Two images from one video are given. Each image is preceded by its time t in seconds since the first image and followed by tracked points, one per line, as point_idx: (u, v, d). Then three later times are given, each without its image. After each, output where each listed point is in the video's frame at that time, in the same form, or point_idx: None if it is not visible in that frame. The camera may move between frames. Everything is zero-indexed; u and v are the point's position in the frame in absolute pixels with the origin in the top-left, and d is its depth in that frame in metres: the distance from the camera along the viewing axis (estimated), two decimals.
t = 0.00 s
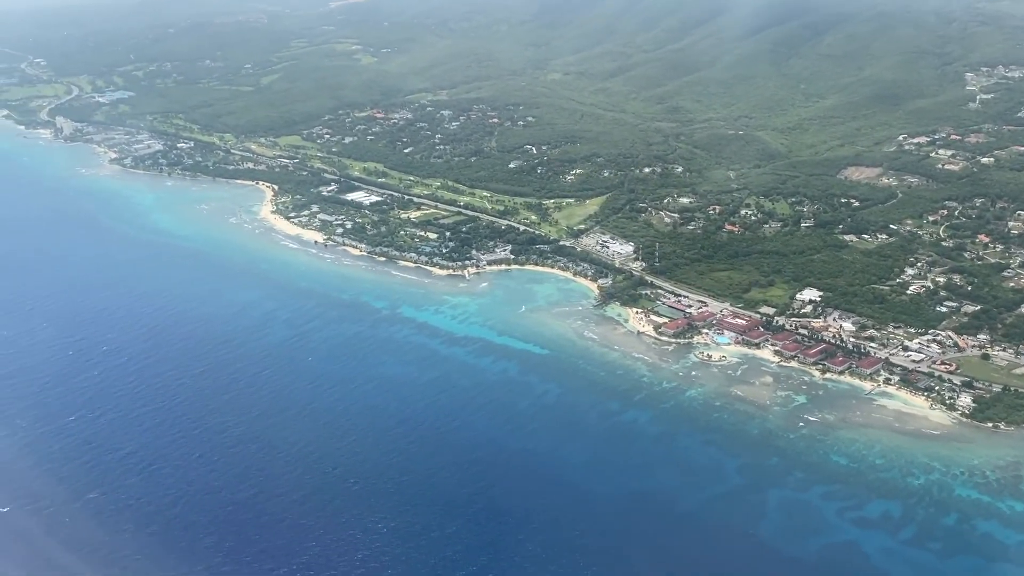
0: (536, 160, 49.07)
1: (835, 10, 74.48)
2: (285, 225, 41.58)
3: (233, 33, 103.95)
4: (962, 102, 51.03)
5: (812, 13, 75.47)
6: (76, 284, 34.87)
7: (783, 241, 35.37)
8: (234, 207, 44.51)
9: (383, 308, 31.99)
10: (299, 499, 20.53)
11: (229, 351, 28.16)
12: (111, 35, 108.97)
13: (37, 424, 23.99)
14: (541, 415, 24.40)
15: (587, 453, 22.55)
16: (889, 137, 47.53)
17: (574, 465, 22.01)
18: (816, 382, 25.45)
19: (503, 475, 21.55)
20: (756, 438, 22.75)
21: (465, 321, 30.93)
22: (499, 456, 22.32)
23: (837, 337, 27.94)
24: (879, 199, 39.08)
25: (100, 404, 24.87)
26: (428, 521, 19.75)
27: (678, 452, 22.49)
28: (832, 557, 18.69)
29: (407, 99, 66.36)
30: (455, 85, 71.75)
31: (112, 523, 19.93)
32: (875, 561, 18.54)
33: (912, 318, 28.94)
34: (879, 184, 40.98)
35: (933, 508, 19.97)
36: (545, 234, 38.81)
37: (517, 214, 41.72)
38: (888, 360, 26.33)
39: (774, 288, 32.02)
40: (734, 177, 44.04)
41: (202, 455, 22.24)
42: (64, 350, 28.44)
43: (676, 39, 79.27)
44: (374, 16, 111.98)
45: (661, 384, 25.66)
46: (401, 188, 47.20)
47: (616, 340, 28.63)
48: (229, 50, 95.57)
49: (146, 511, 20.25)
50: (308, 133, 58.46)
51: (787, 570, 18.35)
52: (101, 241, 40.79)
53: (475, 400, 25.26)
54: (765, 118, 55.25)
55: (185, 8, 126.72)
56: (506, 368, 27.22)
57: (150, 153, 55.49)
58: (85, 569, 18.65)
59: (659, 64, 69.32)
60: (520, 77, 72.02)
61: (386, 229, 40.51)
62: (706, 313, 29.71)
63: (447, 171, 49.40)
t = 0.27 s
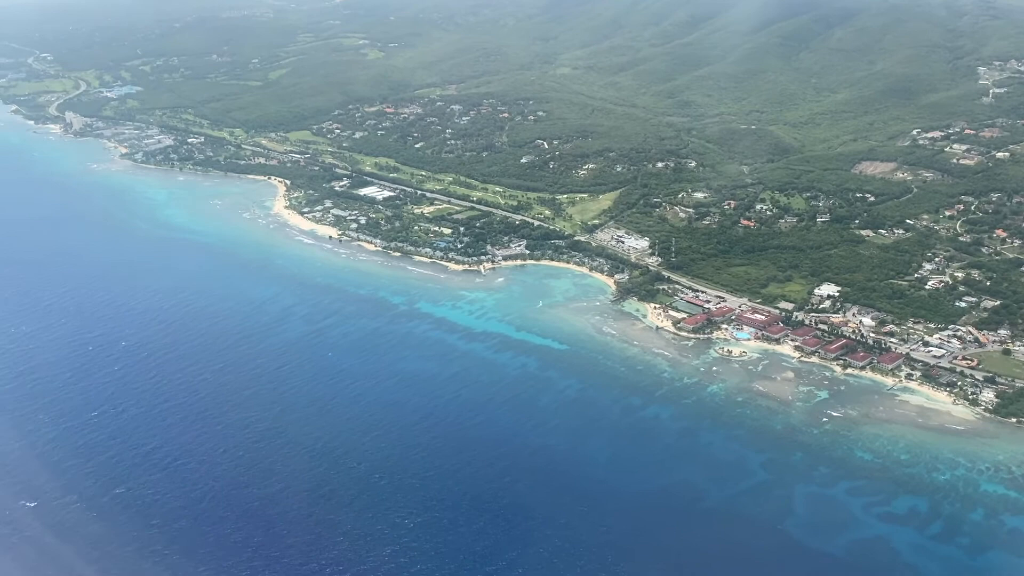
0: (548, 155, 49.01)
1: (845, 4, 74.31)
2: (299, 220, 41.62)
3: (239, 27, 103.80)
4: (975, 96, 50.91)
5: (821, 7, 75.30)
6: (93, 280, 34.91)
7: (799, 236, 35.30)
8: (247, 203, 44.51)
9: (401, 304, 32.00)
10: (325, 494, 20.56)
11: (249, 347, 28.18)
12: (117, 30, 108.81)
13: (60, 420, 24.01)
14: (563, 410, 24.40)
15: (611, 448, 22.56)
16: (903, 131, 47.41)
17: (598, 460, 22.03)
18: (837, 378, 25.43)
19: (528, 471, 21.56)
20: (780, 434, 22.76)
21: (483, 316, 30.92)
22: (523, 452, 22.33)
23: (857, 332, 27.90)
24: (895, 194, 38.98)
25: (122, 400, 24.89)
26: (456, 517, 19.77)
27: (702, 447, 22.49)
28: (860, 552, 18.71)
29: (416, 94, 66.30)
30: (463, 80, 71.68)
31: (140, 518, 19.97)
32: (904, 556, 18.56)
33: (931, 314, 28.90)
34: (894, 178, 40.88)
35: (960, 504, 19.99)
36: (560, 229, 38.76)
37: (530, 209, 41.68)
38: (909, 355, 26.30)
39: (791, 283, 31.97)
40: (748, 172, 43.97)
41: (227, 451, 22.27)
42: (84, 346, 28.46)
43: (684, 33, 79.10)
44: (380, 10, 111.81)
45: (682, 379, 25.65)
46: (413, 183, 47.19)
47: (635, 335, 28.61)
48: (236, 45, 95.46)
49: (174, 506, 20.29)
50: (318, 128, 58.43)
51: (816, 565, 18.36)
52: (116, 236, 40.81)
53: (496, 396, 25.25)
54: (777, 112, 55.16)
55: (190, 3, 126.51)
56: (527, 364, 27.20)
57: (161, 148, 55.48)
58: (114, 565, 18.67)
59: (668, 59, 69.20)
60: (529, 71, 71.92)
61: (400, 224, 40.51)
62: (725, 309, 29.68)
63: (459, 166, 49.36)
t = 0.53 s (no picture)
0: (560, 149, 48.93)
1: None
2: (313, 215, 41.64)
3: (246, 21, 103.56)
4: (988, 89, 50.77)
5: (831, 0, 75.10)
6: (110, 275, 34.92)
7: (816, 231, 35.23)
8: (260, 198, 44.52)
9: (418, 300, 32.01)
10: (350, 488, 20.60)
11: (269, 341, 28.19)
12: (123, 24, 108.61)
13: (83, 415, 24.02)
14: (584, 405, 24.39)
15: (634, 443, 22.57)
16: (916, 125, 47.28)
17: (622, 455, 22.06)
18: (858, 373, 25.42)
19: (552, 466, 21.57)
20: (804, 428, 22.77)
21: (501, 311, 30.92)
22: (546, 447, 22.33)
23: (877, 327, 27.86)
24: (911, 188, 38.87)
25: (145, 395, 24.89)
26: (482, 513, 19.80)
27: (726, 442, 22.51)
28: (888, 547, 18.77)
29: (425, 88, 66.21)
30: (472, 74, 71.57)
31: (168, 512, 19.94)
32: (932, 551, 18.61)
33: (951, 308, 28.85)
34: (909, 172, 40.78)
35: (986, 498, 20.02)
36: (574, 223, 38.69)
37: (544, 204, 41.61)
38: (930, 350, 26.27)
39: (809, 278, 31.92)
40: (762, 166, 43.91)
41: (252, 446, 22.28)
42: (104, 341, 28.49)
43: (693, 27, 78.89)
44: (386, 4, 111.49)
45: (703, 374, 25.63)
46: (426, 177, 47.16)
47: (654, 330, 28.57)
48: (243, 39, 95.29)
49: (202, 499, 20.27)
50: (328, 123, 58.39)
51: (844, 560, 18.41)
52: (131, 231, 40.84)
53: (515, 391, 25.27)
54: (788, 106, 55.04)
55: None
56: (547, 358, 27.19)
57: (172, 143, 55.45)
58: (143, 558, 18.64)
59: (678, 52, 69.03)
60: (538, 65, 71.79)
61: (414, 219, 40.49)
62: (743, 303, 29.64)
63: (470, 161, 49.30)
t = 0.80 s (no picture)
0: (572, 142, 48.84)
1: None
2: (326, 209, 41.64)
3: (251, 13, 103.24)
4: (1002, 81, 50.61)
5: None
6: (127, 269, 34.91)
7: (832, 224, 35.16)
8: (273, 192, 44.49)
9: (435, 293, 32.01)
10: (376, 482, 20.63)
11: (289, 335, 28.17)
12: (128, 17, 108.26)
13: (107, 409, 24.00)
14: (606, 399, 24.40)
15: (658, 437, 22.59)
16: (929, 118, 47.15)
17: (646, 449, 22.09)
18: (880, 366, 25.41)
19: (577, 460, 21.61)
20: (828, 422, 22.79)
21: (518, 305, 30.90)
22: (570, 442, 22.36)
23: (897, 320, 27.83)
24: (926, 181, 38.76)
25: (168, 389, 24.88)
26: (509, 506, 19.84)
27: (750, 435, 22.52)
28: (917, 540, 18.82)
29: (434, 81, 66.07)
30: (480, 67, 71.39)
31: (196, 505, 19.96)
32: (961, 544, 18.67)
33: (970, 301, 28.80)
34: (924, 165, 40.68)
35: (1013, 491, 20.06)
36: (589, 217, 38.63)
37: (557, 197, 41.55)
38: (951, 343, 26.23)
39: (827, 272, 31.87)
40: (775, 159, 43.82)
41: (277, 440, 22.28)
42: (125, 336, 28.48)
43: (702, 19, 78.58)
44: None
45: (725, 368, 25.62)
46: (438, 170, 47.11)
47: (674, 323, 28.56)
48: (249, 32, 95.00)
49: (229, 493, 20.28)
50: (338, 116, 58.30)
51: (873, 554, 18.44)
52: (144, 225, 40.81)
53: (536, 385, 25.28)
54: (800, 99, 54.88)
55: None
56: (567, 352, 27.19)
57: (183, 137, 55.39)
58: (174, 552, 18.64)
59: (687, 45, 68.79)
60: (547, 58, 71.59)
61: (427, 213, 40.46)
62: (762, 297, 29.61)
63: (482, 154, 49.22)
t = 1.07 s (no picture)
0: (584, 135, 48.74)
1: None
2: (340, 202, 41.62)
3: (257, 6, 102.96)
4: (1016, 72, 50.39)
5: None
6: (143, 263, 34.92)
7: (849, 217, 35.08)
8: (286, 185, 44.48)
9: (452, 287, 32.02)
10: (402, 477, 20.70)
11: (308, 328, 28.21)
12: (133, 9, 107.95)
13: (131, 403, 24.02)
14: (629, 392, 24.44)
15: (682, 430, 22.64)
16: (943, 109, 47.00)
17: (671, 442, 22.13)
18: (902, 359, 25.41)
19: (602, 453, 21.68)
20: (852, 415, 22.83)
21: (536, 298, 30.90)
22: (595, 435, 22.42)
23: (917, 313, 27.79)
24: (942, 173, 38.65)
25: (191, 383, 24.92)
26: (537, 499, 19.91)
27: (774, 428, 22.54)
28: (945, 533, 18.90)
29: (443, 74, 65.92)
30: (489, 59, 71.20)
31: (225, 498, 20.02)
32: (989, 536, 18.76)
33: (991, 294, 28.75)
34: (940, 158, 40.56)
35: None
36: (603, 209, 38.59)
37: (571, 190, 41.50)
38: (973, 336, 26.20)
39: (845, 264, 31.82)
40: (789, 152, 43.72)
41: (302, 433, 22.32)
42: (144, 329, 28.49)
43: (711, 10, 78.25)
44: None
45: (746, 361, 25.63)
46: (450, 163, 47.05)
47: (693, 316, 28.55)
48: (255, 24, 94.74)
49: (258, 486, 20.33)
50: (348, 109, 58.21)
51: (901, 547, 18.51)
52: (158, 219, 40.82)
53: (558, 379, 25.32)
54: (811, 91, 54.71)
55: None
56: (587, 345, 27.20)
57: (193, 130, 55.34)
58: (205, 545, 18.67)
59: (697, 36, 68.53)
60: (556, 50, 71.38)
61: (441, 206, 40.44)
62: (781, 290, 29.57)
63: (494, 147, 49.14)
